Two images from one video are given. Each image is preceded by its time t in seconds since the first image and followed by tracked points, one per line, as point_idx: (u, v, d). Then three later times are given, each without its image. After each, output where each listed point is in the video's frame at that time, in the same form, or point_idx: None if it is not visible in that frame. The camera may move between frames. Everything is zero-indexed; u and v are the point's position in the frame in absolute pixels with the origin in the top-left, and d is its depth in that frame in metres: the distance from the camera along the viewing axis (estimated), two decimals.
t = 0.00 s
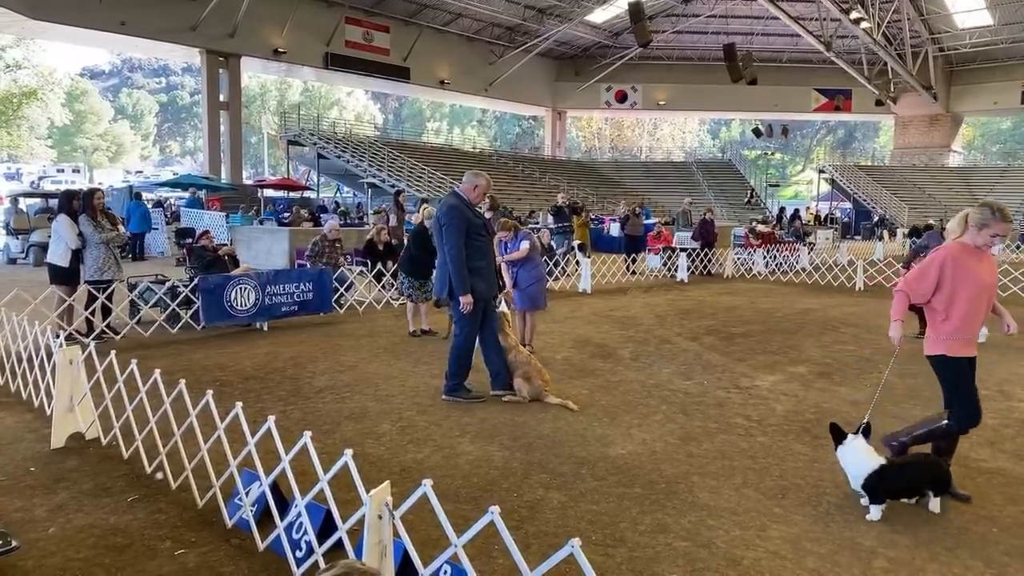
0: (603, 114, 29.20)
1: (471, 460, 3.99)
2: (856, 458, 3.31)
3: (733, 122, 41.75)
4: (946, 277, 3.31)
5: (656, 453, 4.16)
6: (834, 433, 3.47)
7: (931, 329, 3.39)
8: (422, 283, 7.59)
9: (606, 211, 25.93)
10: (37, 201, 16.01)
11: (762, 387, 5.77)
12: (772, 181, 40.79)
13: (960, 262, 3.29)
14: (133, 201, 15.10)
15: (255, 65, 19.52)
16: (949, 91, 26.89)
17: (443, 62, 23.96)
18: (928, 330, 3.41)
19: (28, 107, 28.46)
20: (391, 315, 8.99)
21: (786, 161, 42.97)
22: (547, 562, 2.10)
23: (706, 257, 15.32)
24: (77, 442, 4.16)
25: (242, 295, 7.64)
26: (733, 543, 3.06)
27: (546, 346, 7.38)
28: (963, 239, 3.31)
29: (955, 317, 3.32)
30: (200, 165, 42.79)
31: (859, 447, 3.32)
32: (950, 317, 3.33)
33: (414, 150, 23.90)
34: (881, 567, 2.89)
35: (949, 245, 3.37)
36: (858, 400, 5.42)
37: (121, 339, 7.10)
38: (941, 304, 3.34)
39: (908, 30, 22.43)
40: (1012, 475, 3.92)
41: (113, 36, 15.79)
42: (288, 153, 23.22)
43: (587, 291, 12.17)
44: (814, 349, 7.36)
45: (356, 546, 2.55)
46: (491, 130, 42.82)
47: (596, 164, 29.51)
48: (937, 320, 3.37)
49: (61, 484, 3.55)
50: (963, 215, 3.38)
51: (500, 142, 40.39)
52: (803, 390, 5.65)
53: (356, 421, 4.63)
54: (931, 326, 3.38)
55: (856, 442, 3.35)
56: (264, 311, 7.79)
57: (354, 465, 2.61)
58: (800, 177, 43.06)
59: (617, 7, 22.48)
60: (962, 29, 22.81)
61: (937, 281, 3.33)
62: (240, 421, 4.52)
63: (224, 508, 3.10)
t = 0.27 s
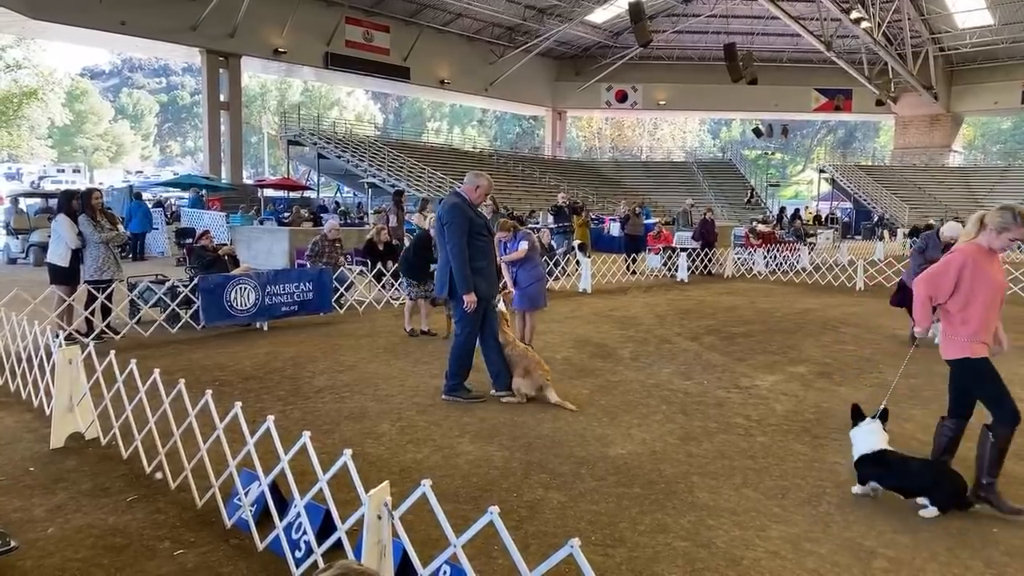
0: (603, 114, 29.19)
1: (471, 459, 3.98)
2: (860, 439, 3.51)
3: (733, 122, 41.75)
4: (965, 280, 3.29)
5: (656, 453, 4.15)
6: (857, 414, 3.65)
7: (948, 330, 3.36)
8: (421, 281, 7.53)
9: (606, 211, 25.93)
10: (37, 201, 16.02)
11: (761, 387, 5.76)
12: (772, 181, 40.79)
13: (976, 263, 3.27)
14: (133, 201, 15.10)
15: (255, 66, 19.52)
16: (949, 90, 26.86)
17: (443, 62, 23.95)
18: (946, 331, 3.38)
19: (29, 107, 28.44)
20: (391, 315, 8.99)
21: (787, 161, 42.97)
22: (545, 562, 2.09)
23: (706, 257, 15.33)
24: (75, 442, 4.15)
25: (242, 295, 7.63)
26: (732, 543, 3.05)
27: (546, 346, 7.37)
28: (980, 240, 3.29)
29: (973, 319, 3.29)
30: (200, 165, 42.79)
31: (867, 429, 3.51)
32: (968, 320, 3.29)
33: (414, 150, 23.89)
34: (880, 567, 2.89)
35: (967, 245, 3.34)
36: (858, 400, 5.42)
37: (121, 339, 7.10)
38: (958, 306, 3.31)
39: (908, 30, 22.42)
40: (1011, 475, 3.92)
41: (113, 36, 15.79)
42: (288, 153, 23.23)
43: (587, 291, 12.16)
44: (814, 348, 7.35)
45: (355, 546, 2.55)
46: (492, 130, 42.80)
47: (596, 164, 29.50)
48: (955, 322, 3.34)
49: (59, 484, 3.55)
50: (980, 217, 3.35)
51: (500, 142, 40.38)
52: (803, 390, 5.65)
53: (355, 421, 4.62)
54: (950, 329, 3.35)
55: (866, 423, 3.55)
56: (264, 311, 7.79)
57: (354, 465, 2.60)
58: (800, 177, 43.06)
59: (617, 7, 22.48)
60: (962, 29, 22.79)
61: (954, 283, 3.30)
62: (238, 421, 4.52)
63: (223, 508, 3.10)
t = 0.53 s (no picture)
0: (602, 114, 29.18)
1: (469, 461, 3.98)
2: (882, 431, 3.63)
3: (732, 123, 41.77)
4: (992, 285, 3.23)
5: (655, 454, 4.15)
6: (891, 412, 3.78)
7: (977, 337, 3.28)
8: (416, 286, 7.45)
9: (605, 212, 25.92)
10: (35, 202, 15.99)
11: (760, 387, 5.76)
12: (771, 182, 40.80)
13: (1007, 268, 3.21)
14: (132, 201, 15.10)
15: (254, 66, 19.50)
16: (948, 91, 26.87)
17: (442, 62, 23.95)
18: (972, 337, 3.30)
19: (27, 107, 28.41)
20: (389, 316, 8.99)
21: (785, 161, 43.00)
22: (543, 564, 2.07)
23: (705, 257, 15.33)
24: (73, 443, 4.14)
25: (240, 296, 7.62)
26: (731, 544, 3.05)
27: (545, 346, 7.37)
28: (1005, 244, 3.23)
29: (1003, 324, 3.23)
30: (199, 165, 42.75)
31: (890, 424, 3.61)
32: (999, 326, 3.23)
33: (413, 151, 23.87)
34: (879, 568, 2.88)
35: (991, 250, 3.28)
36: (857, 401, 5.42)
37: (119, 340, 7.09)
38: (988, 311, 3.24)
39: (907, 30, 22.42)
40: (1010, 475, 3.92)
41: (112, 37, 15.78)
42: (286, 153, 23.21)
43: (586, 292, 12.17)
44: (812, 349, 7.36)
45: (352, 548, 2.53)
46: (490, 130, 42.78)
47: (595, 165, 29.48)
48: (984, 327, 3.26)
49: (56, 485, 3.54)
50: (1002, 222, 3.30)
51: (498, 142, 40.38)
52: (801, 391, 5.65)
53: (353, 422, 4.62)
54: (976, 336, 3.28)
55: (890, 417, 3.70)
56: (262, 311, 7.79)
57: (351, 467, 2.58)
58: (799, 177, 43.10)
59: (616, 8, 22.47)
60: (960, 29, 22.80)
61: (983, 287, 3.23)
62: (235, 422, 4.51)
63: (221, 510, 3.09)
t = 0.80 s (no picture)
0: (601, 114, 29.18)
1: (468, 461, 3.98)
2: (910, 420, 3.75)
3: (731, 122, 41.79)
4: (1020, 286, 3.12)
5: (654, 454, 4.15)
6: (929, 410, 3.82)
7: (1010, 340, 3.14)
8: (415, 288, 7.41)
9: (604, 211, 25.93)
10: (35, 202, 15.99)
11: (759, 387, 5.76)
12: (770, 181, 40.82)
13: None
14: (131, 201, 15.08)
15: (253, 66, 19.50)
16: (947, 90, 26.88)
17: (441, 62, 23.94)
18: (1004, 342, 3.17)
19: (27, 107, 28.38)
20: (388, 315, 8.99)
21: (785, 161, 43.02)
22: (543, 563, 2.07)
23: (704, 257, 15.34)
24: (71, 444, 4.14)
25: (239, 295, 7.62)
26: (729, 544, 3.05)
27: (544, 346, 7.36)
28: None
29: None
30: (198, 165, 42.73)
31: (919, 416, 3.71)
32: None
33: (412, 150, 23.87)
34: (877, 568, 2.88)
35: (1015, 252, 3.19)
36: (856, 400, 5.42)
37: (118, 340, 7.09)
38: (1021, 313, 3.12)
39: (906, 30, 22.41)
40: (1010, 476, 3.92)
41: (111, 36, 15.78)
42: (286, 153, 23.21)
43: (585, 292, 12.16)
44: (812, 349, 7.35)
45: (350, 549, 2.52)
46: (490, 130, 42.75)
47: (595, 165, 29.48)
48: (1017, 332, 3.14)
49: (55, 485, 3.54)
50: None
51: (498, 142, 40.38)
52: (800, 391, 5.65)
53: (352, 422, 4.61)
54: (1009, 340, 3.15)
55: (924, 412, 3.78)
56: (261, 311, 7.79)
57: (349, 468, 2.58)
58: (798, 177, 43.13)
59: (615, 7, 22.47)
60: (959, 29, 22.79)
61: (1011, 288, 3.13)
62: (234, 422, 4.51)
63: (219, 510, 3.09)
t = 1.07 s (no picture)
0: (599, 114, 29.19)
1: (464, 461, 3.97)
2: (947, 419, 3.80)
3: (728, 122, 41.82)
4: None
5: (649, 453, 4.15)
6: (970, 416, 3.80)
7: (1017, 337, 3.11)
8: (412, 288, 7.41)
9: (602, 211, 25.92)
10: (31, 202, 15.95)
11: (755, 387, 5.76)
12: (767, 182, 40.87)
13: None
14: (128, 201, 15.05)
15: (250, 66, 19.48)
16: (944, 90, 26.91)
17: (438, 62, 23.93)
18: None
19: (23, 107, 28.27)
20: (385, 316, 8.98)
21: (782, 161, 43.06)
22: (535, 564, 2.06)
23: (701, 257, 15.36)
24: (66, 444, 4.13)
25: (235, 296, 7.60)
26: (724, 544, 3.04)
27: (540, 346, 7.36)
28: None
29: None
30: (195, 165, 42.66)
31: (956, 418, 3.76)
32: None
33: (409, 151, 23.85)
34: (873, 567, 2.88)
35: None
36: (852, 400, 5.42)
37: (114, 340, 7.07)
38: None
39: (903, 30, 22.43)
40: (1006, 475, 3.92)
41: (107, 36, 15.75)
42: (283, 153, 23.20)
43: (582, 292, 12.17)
44: (808, 349, 7.36)
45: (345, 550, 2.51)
46: (487, 130, 42.72)
47: (592, 165, 29.47)
48: None
49: (49, 486, 3.53)
50: None
51: (495, 142, 40.37)
52: (797, 390, 5.65)
53: (348, 422, 4.61)
54: None
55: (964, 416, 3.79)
56: (257, 311, 7.78)
57: (343, 468, 2.57)
58: (795, 177, 43.17)
59: (612, 7, 22.48)
60: (955, 29, 22.80)
61: None
62: (228, 422, 4.50)
63: (213, 511, 3.08)
